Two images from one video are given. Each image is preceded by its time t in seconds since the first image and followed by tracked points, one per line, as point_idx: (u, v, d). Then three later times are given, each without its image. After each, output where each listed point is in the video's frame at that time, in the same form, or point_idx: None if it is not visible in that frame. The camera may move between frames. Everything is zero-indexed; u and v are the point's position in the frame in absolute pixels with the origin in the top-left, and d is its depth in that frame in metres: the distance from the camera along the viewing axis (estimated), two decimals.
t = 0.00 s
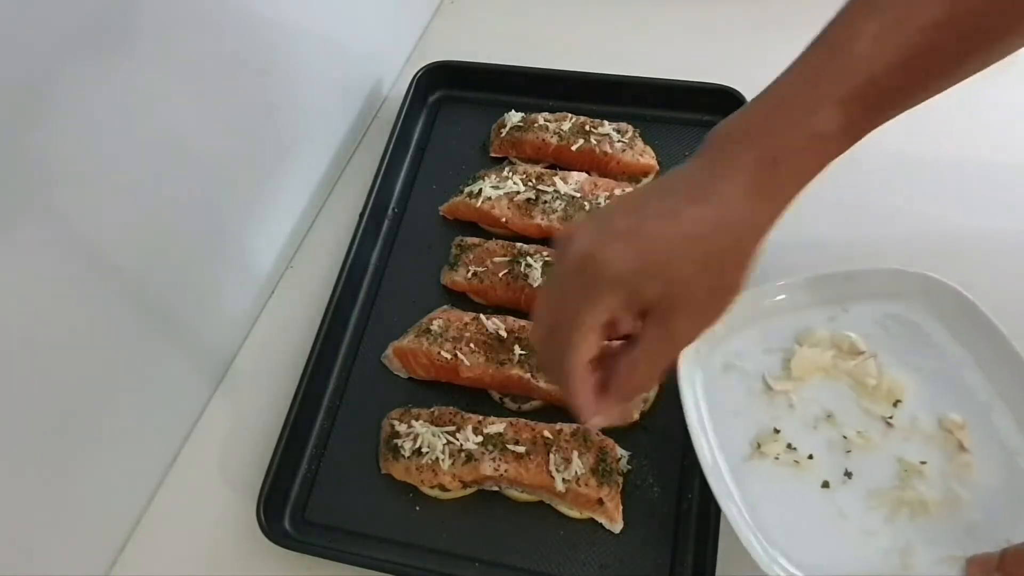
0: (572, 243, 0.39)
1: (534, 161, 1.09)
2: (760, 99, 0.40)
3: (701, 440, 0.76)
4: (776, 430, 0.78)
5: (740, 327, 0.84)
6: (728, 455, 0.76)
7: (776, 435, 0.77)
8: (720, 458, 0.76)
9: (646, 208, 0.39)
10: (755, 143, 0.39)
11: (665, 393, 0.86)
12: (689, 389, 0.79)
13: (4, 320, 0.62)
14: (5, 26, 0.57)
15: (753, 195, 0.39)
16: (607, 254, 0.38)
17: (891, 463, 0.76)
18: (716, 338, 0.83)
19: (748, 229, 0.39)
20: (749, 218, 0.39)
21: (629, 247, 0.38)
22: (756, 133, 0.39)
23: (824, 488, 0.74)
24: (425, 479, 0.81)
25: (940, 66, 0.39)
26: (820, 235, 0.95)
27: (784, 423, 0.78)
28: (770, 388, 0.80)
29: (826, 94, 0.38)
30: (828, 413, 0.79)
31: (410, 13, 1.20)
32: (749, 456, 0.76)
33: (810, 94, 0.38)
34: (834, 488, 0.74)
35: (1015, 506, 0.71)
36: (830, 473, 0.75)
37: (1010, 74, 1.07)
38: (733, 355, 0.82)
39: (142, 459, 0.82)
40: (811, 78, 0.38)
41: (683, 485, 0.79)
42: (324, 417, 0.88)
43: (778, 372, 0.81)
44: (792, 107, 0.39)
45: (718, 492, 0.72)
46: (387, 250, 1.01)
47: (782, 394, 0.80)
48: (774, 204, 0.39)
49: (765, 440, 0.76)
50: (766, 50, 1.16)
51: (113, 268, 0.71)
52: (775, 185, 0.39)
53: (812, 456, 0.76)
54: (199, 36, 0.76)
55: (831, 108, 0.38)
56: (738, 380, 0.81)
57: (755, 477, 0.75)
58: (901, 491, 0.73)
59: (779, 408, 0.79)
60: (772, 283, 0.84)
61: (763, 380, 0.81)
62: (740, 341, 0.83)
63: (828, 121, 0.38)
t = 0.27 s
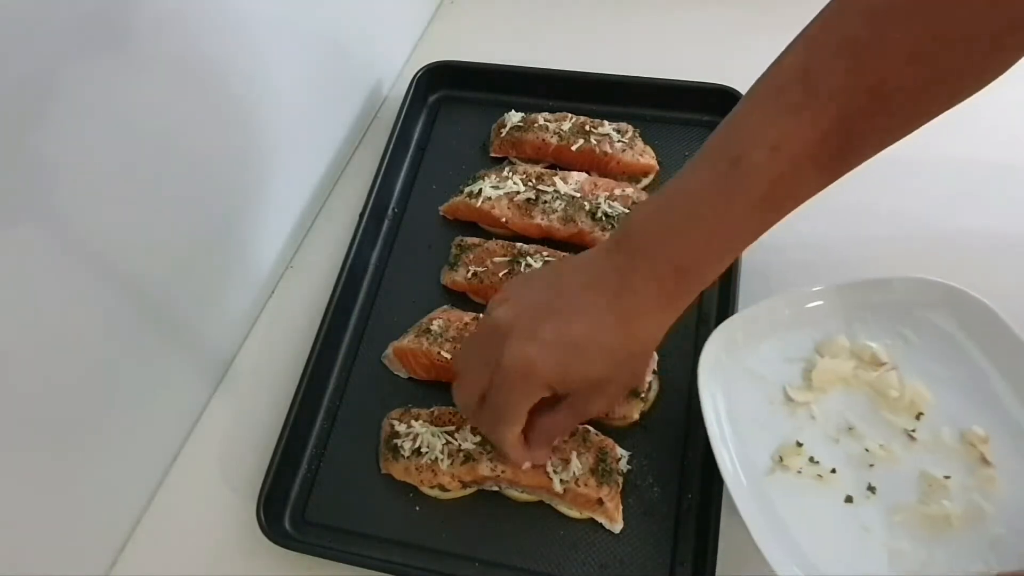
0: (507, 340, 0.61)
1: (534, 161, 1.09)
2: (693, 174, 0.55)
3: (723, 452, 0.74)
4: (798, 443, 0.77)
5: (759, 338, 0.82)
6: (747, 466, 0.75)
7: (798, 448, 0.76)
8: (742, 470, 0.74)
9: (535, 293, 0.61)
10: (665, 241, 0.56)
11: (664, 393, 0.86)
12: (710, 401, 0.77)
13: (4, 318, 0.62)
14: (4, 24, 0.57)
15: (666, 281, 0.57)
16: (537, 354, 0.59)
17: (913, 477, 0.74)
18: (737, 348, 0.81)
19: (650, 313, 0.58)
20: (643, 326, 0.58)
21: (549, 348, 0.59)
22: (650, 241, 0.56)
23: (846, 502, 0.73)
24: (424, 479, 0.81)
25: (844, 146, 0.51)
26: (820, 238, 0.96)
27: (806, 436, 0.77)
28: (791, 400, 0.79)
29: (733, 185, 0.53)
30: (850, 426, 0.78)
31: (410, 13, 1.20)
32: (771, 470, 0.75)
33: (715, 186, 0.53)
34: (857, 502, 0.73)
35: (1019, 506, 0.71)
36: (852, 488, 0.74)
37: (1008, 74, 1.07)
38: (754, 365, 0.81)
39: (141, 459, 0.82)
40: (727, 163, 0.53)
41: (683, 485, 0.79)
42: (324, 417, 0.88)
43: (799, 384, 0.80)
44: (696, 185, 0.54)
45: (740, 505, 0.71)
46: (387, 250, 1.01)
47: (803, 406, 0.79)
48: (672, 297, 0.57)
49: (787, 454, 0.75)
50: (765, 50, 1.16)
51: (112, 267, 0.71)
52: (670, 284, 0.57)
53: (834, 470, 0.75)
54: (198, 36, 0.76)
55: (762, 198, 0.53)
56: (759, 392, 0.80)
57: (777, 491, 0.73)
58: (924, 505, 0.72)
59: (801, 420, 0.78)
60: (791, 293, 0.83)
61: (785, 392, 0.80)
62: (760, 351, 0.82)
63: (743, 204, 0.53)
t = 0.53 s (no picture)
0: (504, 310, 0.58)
1: (534, 161, 1.09)
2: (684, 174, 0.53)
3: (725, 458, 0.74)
4: (802, 449, 0.77)
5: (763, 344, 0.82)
6: (749, 472, 0.75)
7: (802, 454, 0.76)
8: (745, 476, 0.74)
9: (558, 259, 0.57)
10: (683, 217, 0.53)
11: (664, 393, 0.86)
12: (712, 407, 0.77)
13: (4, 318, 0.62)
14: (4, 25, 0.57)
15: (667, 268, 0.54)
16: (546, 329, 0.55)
17: (917, 483, 0.74)
18: (741, 354, 0.81)
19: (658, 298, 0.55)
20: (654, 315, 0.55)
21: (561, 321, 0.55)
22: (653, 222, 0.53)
23: (849, 508, 0.73)
24: (424, 479, 0.81)
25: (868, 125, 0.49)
26: (820, 238, 0.96)
27: (809, 442, 0.77)
28: (795, 406, 0.79)
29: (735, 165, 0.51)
30: (853, 431, 0.78)
31: (410, 13, 1.20)
32: (774, 476, 0.75)
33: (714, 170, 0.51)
34: (861, 508, 0.73)
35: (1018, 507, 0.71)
36: (855, 494, 0.74)
37: (1007, 75, 1.08)
38: (757, 371, 0.81)
39: (141, 459, 0.82)
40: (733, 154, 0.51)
41: (683, 486, 0.79)
42: (324, 417, 0.88)
43: (803, 389, 0.80)
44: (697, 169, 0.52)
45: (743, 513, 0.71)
46: (387, 250, 1.01)
47: (807, 411, 0.79)
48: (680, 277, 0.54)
49: (791, 459, 0.75)
50: (765, 50, 1.16)
51: (111, 267, 0.71)
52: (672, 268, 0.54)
53: (837, 476, 0.75)
54: (198, 37, 0.76)
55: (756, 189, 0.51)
56: (763, 397, 0.80)
57: (780, 496, 0.73)
58: (928, 512, 0.72)
59: (804, 426, 0.78)
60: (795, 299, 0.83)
61: (788, 398, 0.80)
62: (763, 357, 0.82)
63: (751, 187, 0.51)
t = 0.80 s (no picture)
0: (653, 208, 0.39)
1: (534, 161, 1.09)
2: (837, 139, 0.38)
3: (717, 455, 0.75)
4: (797, 449, 0.77)
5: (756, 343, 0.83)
6: (744, 471, 0.75)
7: (796, 455, 0.76)
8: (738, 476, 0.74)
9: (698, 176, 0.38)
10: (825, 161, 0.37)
11: (664, 394, 0.86)
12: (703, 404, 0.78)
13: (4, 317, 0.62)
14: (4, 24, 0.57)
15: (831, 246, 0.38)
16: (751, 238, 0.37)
17: (915, 484, 0.74)
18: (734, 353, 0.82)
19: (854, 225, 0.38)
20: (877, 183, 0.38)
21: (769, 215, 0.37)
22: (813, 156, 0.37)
23: (846, 509, 0.73)
24: (425, 480, 0.81)
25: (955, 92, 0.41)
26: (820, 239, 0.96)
27: (804, 442, 0.78)
28: (789, 404, 0.80)
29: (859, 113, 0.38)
30: (849, 430, 0.78)
31: (410, 13, 1.20)
32: (768, 476, 0.75)
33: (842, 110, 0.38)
34: (856, 510, 0.73)
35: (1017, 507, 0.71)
36: (852, 494, 0.74)
37: (1007, 76, 1.08)
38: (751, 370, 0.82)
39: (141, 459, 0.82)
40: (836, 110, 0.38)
41: (683, 486, 0.79)
42: (324, 417, 0.88)
43: (797, 388, 0.81)
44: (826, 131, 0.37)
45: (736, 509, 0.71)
46: (387, 250, 1.01)
47: (801, 410, 0.79)
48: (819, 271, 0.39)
49: (785, 460, 0.75)
50: (765, 50, 1.16)
51: (111, 267, 0.71)
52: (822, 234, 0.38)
53: (832, 476, 0.75)
54: (198, 36, 0.76)
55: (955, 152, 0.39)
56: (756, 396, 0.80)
57: (775, 498, 0.73)
58: (926, 513, 0.72)
59: (799, 426, 0.79)
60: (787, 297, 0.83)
61: (782, 397, 0.80)
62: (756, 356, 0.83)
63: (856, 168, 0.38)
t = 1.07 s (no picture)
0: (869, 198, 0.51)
1: (534, 161, 1.09)
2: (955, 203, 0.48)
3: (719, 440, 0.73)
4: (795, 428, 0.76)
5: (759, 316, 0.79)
6: (744, 456, 0.74)
7: (795, 433, 0.76)
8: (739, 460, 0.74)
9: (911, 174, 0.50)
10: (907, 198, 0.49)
11: (664, 394, 0.86)
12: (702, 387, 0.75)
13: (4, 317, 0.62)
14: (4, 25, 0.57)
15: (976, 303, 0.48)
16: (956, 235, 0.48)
17: (915, 466, 0.75)
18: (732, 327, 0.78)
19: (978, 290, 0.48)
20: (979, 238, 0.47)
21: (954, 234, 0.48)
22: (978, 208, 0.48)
23: (843, 490, 0.74)
24: (424, 479, 0.81)
25: None
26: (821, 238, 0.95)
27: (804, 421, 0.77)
28: (788, 383, 0.78)
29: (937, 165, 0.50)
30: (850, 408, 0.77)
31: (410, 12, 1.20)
32: (766, 456, 0.75)
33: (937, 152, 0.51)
34: (854, 490, 0.74)
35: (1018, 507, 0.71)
36: (850, 474, 0.75)
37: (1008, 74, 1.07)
38: (750, 345, 0.79)
39: (142, 459, 0.82)
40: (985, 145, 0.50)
41: (683, 486, 0.79)
42: (324, 417, 0.88)
43: (797, 365, 0.78)
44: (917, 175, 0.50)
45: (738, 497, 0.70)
46: (387, 250, 1.01)
47: (801, 388, 0.78)
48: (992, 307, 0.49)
49: (783, 439, 0.75)
50: (765, 50, 1.16)
51: (111, 267, 0.71)
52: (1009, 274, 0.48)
53: (831, 456, 0.75)
54: (199, 36, 0.76)
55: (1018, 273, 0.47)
56: (756, 375, 0.78)
57: (772, 477, 0.74)
58: (925, 495, 0.73)
59: (798, 404, 0.77)
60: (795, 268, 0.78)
61: (783, 375, 0.78)
62: (758, 332, 0.79)
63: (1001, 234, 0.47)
